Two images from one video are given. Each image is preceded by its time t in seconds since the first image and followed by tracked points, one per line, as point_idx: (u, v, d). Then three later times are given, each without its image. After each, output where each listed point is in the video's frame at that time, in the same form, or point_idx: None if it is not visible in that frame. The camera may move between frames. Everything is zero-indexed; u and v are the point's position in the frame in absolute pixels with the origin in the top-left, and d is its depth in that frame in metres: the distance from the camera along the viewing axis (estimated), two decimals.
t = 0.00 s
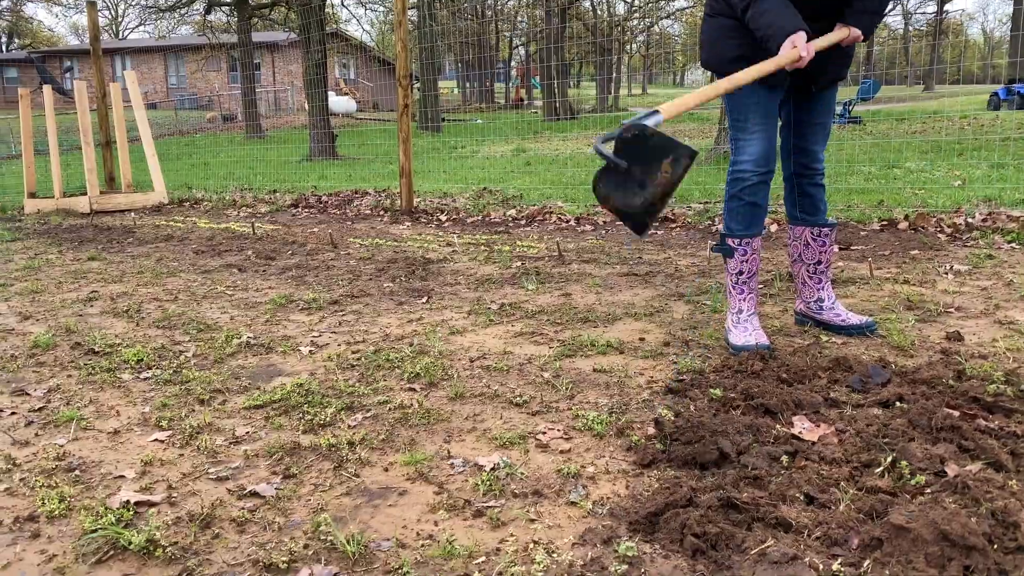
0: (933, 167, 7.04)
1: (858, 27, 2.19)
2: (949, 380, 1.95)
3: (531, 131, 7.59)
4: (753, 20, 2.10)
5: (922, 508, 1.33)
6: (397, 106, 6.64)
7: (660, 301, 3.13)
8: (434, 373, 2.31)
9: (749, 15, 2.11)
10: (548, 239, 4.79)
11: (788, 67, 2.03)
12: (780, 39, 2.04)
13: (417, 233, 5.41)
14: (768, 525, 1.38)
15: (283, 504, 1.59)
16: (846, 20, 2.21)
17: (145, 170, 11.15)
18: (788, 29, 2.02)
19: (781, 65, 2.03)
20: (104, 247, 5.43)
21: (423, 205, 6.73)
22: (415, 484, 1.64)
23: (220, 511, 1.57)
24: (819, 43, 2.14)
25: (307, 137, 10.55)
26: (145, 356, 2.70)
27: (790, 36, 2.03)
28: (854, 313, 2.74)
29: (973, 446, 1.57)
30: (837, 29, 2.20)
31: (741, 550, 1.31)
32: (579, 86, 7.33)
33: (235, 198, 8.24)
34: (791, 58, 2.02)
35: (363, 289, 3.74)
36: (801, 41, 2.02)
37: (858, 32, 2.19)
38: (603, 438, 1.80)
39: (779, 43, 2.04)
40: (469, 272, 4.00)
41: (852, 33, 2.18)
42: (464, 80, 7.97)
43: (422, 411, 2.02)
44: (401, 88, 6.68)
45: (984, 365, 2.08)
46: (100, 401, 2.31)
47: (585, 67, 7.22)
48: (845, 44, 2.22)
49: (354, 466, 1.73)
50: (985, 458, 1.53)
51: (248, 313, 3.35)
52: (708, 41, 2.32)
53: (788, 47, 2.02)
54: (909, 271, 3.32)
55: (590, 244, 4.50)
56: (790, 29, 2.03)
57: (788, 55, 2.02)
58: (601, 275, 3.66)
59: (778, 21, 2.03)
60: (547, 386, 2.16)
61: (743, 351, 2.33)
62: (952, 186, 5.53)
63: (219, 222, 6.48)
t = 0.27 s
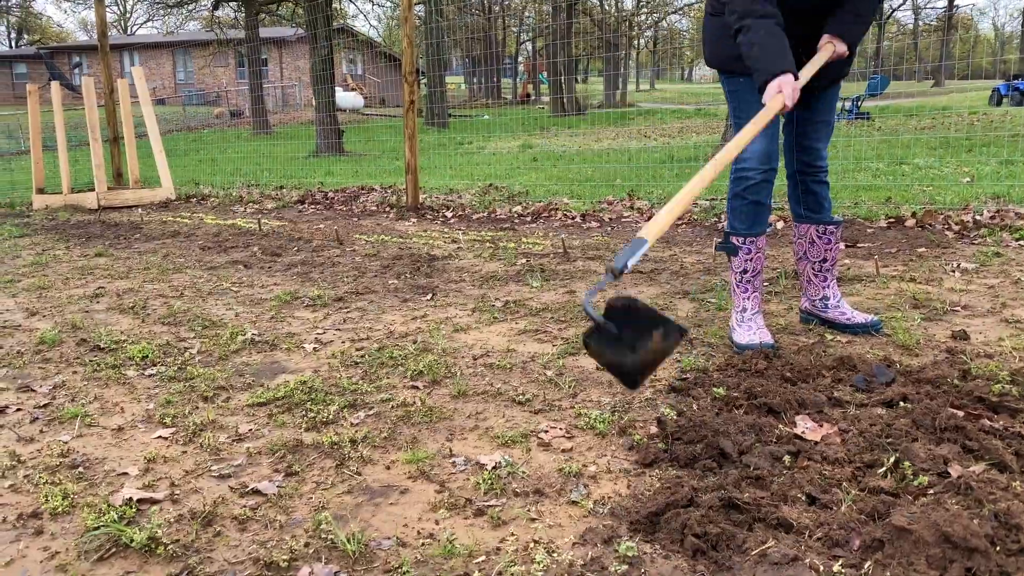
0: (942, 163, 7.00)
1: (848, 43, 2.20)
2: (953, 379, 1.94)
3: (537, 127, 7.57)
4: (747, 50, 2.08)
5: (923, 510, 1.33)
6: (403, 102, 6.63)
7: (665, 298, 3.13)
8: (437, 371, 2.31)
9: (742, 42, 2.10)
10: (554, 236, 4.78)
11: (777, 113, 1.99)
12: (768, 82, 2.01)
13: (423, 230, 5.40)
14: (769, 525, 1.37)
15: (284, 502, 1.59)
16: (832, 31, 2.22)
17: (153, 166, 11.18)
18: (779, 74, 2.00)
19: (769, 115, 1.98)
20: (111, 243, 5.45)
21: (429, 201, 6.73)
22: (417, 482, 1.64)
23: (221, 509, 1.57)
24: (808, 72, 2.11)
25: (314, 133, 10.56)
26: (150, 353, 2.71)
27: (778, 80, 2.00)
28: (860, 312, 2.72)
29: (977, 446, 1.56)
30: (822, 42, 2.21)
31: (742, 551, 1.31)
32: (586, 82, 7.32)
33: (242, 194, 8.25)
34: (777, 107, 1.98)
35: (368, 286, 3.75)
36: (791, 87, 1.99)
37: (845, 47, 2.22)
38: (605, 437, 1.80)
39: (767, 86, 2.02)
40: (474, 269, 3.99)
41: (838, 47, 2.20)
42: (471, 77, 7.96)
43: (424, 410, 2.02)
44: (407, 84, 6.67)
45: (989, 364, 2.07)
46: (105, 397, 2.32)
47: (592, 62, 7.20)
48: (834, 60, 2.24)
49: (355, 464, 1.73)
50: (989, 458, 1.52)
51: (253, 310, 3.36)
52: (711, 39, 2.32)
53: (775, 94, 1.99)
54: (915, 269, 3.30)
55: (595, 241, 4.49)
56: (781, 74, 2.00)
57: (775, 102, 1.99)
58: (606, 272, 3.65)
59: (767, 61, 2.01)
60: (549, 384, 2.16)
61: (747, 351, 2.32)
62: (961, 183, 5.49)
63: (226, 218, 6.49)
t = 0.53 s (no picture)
0: (948, 161, 6.96)
1: (873, 20, 2.27)
2: (955, 382, 1.92)
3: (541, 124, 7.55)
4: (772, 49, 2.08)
5: (922, 516, 1.32)
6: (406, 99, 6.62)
7: (667, 298, 3.11)
8: (437, 372, 2.31)
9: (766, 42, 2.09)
10: (557, 235, 4.76)
11: (815, 104, 2.09)
12: (804, 77, 2.07)
13: (425, 228, 5.40)
14: (767, 530, 1.36)
15: (280, 504, 1.58)
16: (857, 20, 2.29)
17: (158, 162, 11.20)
18: (813, 69, 2.05)
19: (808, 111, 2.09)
20: (115, 241, 5.46)
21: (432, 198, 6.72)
22: (414, 485, 1.63)
23: (217, 511, 1.57)
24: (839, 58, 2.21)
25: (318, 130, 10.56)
26: (150, 352, 2.71)
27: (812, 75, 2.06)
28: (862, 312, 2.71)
29: (978, 451, 1.55)
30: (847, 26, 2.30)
31: (738, 557, 1.30)
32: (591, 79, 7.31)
33: (247, 191, 8.25)
34: (814, 99, 2.07)
35: (370, 284, 3.74)
36: (825, 79, 2.05)
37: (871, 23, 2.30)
38: (603, 439, 1.79)
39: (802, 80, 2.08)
40: (476, 268, 3.99)
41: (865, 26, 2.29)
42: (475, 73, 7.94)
43: (422, 411, 2.01)
44: (410, 81, 6.65)
45: (992, 366, 2.05)
46: (104, 396, 2.32)
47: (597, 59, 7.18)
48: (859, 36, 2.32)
49: (352, 466, 1.73)
50: (990, 463, 1.51)
51: (254, 309, 3.36)
52: (711, 37, 2.29)
53: (811, 87, 2.07)
54: (919, 269, 3.28)
55: (598, 239, 4.48)
56: (814, 67, 2.05)
57: (812, 95, 2.07)
58: (608, 271, 3.64)
59: (799, 62, 2.04)
60: (549, 385, 2.15)
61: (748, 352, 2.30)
62: (967, 181, 5.46)
63: (230, 215, 6.50)
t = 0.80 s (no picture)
0: (950, 157, 6.93)
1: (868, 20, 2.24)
2: (952, 380, 1.91)
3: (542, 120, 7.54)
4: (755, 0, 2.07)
5: (914, 515, 1.31)
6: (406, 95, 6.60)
7: (665, 295, 3.10)
8: (432, 368, 2.30)
9: None
10: (556, 231, 4.75)
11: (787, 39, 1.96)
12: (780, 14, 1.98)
13: (425, 224, 5.39)
14: (758, 529, 1.36)
15: (272, 501, 1.58)
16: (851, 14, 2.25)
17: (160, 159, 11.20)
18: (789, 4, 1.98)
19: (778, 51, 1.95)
20: (116, 237, 5.47)
21: (433, 195, 6.71)
22: (406, 482, 1.63)
23: (209, 508, 1.56)
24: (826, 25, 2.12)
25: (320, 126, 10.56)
26: (147, 348, 2.71)
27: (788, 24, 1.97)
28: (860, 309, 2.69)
29: (973, 449, 1.54)
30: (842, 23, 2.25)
31: (730, 555, 1.29)
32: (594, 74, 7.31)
33: (248, 187, 8.25)
34: (787, 31, 1.95)
35: (369, 281, 3.73)
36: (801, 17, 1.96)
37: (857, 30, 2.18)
38: (597, 437, 1.78)
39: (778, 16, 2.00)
40: (475, 264, 3.98)
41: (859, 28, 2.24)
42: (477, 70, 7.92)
43: (416, 408, 2.01)
44: (411, 77, 6.64)
45: (989, 364, 2.04)
46: (100, 393, 2.32)
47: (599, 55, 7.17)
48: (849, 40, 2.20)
49: (345, 463, 1.73)
50: (985, 461, 1.50)
51: (252, 305, 3.35)
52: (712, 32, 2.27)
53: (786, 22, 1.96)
54: (919, 266, 3.27)
55: (598, 236, 4.47)
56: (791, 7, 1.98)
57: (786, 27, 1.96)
58: (607, 268, 3.63)
59: None
60: (544, 382, 2.14)
61: (745, 349, 2.30)
62: (969, 178, 5.43)
63: (230, 212, 6.49)
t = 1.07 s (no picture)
0: (950, 155, 6.92)
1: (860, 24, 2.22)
2: (947, 380, 1.90)
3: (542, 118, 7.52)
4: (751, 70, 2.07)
5: (906, 517, 1.30)
6: (405, 93, 6.58)
7: (662, 294, 3.09)
8: (427, 367, 2.30)
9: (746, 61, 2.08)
10: (555, 229, 4.74)
11: (782, 143, 2.05)
12: (775, 109, 2.04)
13: (424, 222, 5.38)
14: (750, 530, 1.35)
15: (264, 501, 1.58)
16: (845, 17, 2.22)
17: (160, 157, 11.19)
18: (785, 102, 2.02)
19: (777, 148, 2.03)
20: (114, 235, 5.46)
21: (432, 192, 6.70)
22: (398, 482, 1.63)
23: (200, 508, 1.56)
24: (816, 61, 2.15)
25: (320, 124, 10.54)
26: (142, 347, 2.70)
27: (783, 109, 2.03)
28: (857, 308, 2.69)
29: (967, 449, 1.53)
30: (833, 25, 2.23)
31: (721, 557, 1.29)
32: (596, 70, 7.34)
33: (248, 185, 8.25)
34: (782, 138, 2.03)
35: (366, 279, 3.73)
36: (795, 118, 2.02)
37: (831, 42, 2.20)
38: (590, 437, 1.78)
39: (772, 112, 2.05)
40: (472, 262, 3.97)
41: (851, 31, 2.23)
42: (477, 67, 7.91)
43: (410, 408, 2.00)
44: (410, 74, 6.62)
45: (985, 364, 2.03)
46: (94, 392, 2.31)
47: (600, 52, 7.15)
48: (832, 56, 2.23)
49: (337, 463, 1.72)
50: (979, 461, 1.49)
51: (249, 304, 3.35)
52: (709, 32, 2.26)
53: (780, 123, 2.04)
54: (917, 264, 3.26)
55: (596, 234, 4.46)
56: (787, 101, 2.02)
57: (780, 132, 2.03)
58: (605, 266, 3.62)
59: (773, 95, 2.03)
60: (539, 382, 2.13)
61: (741, 348, 2.29)
62: (969, 176, 5.42)
63: (229, 209, 6.49)
